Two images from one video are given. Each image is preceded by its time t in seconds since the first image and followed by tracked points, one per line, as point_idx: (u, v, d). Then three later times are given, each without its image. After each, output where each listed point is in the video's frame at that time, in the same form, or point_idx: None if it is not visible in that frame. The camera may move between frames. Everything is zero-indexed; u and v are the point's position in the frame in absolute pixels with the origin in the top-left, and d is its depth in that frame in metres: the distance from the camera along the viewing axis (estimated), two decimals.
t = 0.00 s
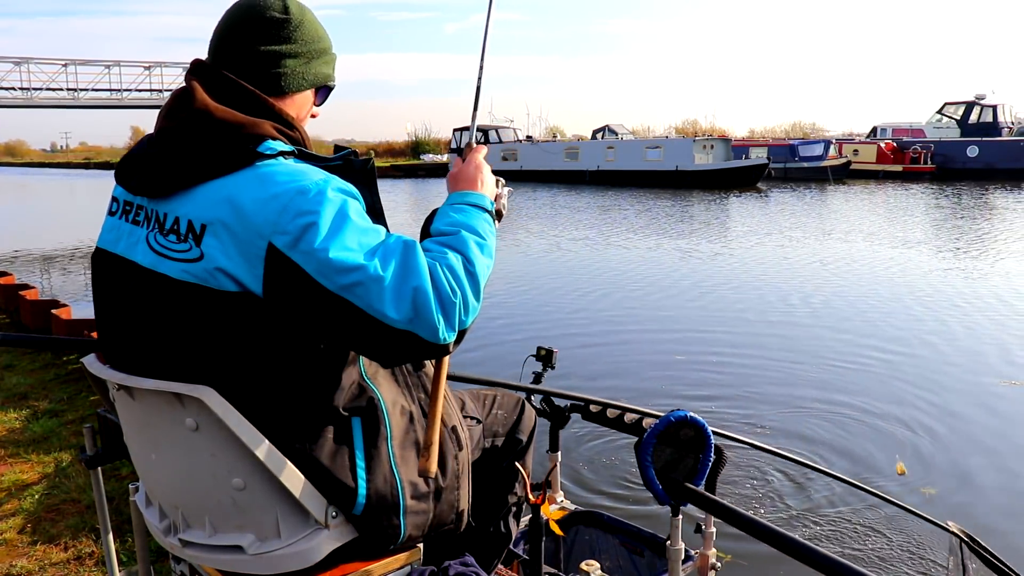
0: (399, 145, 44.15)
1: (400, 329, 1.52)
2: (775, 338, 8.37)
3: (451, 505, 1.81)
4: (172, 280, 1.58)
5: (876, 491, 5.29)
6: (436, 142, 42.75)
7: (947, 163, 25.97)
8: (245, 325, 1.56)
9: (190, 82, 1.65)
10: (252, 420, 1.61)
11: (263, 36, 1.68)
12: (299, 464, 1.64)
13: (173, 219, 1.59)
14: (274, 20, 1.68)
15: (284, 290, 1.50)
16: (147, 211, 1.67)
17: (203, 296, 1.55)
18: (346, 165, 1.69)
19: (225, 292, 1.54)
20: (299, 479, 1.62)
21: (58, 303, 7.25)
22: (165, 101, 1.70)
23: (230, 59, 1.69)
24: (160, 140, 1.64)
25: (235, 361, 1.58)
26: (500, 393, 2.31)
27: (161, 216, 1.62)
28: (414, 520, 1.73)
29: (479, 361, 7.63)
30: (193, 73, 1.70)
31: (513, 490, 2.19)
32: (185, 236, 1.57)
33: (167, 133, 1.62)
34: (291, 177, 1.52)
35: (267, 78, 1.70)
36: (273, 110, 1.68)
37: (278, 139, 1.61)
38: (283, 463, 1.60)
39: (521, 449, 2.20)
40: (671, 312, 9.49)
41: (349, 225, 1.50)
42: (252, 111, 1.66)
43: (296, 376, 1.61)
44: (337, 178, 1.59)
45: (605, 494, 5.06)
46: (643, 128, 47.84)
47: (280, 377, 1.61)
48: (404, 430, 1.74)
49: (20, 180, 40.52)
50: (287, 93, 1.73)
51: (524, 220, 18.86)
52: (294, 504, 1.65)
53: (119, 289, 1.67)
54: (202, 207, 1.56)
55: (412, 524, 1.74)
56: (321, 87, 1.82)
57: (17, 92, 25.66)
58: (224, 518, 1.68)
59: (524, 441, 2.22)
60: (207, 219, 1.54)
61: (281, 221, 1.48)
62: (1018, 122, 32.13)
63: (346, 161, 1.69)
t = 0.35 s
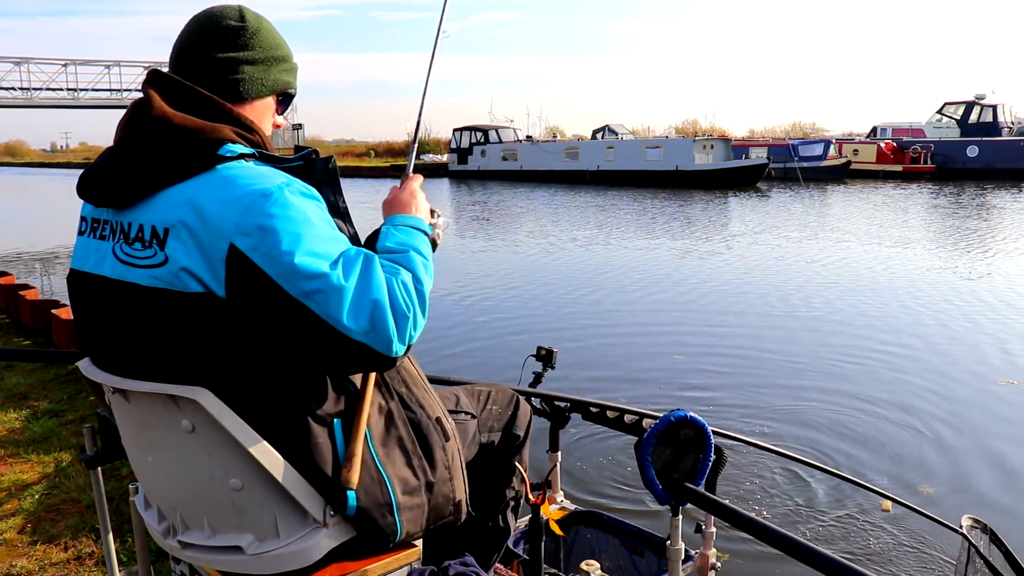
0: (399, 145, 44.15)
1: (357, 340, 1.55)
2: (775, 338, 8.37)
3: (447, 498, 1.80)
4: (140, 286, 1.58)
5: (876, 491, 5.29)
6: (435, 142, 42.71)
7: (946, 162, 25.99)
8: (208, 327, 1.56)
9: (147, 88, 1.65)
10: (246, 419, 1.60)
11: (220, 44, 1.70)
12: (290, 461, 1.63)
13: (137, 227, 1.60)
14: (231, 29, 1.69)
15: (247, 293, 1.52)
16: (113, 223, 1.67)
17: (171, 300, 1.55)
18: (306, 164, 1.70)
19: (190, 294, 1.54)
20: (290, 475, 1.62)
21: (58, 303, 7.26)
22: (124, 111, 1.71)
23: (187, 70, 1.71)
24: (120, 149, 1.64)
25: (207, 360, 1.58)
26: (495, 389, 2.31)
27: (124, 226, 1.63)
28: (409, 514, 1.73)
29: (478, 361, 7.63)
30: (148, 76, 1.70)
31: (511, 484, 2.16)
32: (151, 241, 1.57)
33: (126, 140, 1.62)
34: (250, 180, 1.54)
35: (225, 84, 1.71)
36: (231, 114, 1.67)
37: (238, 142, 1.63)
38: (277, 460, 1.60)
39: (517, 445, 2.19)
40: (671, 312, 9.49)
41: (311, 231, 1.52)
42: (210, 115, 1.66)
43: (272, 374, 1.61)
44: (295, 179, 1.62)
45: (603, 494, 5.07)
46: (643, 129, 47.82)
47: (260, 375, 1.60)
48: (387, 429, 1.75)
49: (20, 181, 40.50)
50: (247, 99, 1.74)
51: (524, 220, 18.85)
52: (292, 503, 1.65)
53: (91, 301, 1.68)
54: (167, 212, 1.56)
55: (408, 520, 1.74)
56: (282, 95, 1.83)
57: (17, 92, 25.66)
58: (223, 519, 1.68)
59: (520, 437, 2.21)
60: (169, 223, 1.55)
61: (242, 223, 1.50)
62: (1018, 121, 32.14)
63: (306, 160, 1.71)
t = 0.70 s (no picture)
0: (399, 145, 44.16)
1: (345, 349, 1.58)
2: (774, 338, 8.37)
3: (446, 491, 1.80)
4: (139, 286, 1.58)
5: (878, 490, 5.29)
6: (435, 142, 42.68)
7: (947, 162, 25.97)
8: (206, 325, 1.56)
9: (139, 89, 1.64)
10: (242, 416, 1.60)
11: (209, 48, 1.70)
12: (288, 458, 1.63)
13: (134, 227, 1.60)
14: (218, 35, 1.71)
15: (246, 291, 1.53)
16: (108, 225, 1.67)
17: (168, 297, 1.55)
18: (301, 167, 1.75)
19: (189, 291, 1.54)
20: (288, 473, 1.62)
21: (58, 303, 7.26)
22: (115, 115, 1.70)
23: (174, 74, 1.71)
24: (111, 150, 1.63)
25: (204, 360, 1.57)
26: (494, 387, 2.31)
27: (121, 227, 1.63)
28: (409, 509, 1.74)
29: (478, 361, 7.62)
30: (135, 81, 1.69)
31: (511, 480, 2.16)
32: (148, 240, 1.57)
33: (120, 141, 1.62)
34: (249, 180, 1.55)
35: (213, 87, 1.70)
36: (224, 117, 1.68)
37: (232, 143, 1.64)
38: (274, 457, 1.60)
39: (517, 442, 2.19)
40: (671, 312, 9.48)
41: (308, 234, 1.55)
42: (200, 117, 1.66)
43: (269, 372, 1.61)
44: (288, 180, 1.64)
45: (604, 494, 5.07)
46: (643, 129, 47.78)
47: (257, 373, 1.60)
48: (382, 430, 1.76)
49: (21, 181, 40.48)
50: (235, 104, 1.74)
51: (524, 219, 18.84)
52: (291, 503, 1.65)
53: (89, 304, 1.68)
54: (165, 211, 1.57)
55: (407, 515, 1.73)
56: (268, 102, 1.83)
57: (18, 92, 25.66)
58: (221, 519, 1.68)
59: (520, 434, 2.21)
60: (168, 221, 1.55)
61: (242, 221, 1.51)
62: (1018, 121, 32.12)
63: (300, 164, 1.76)
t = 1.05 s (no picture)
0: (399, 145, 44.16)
1: (350, 348, 1.60)
2: (774, 338, 8.37)
3: (445, 487, 1.79)
4: (145, 284, 1.57)
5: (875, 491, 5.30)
6: (435, 142, 42.67)
7: (946, 162, 25.97)
8: (212, 323, 1.56)
9: (148, 91, 1.65)
10: (243, 416, 1.60)
11: (218, 49, 1.69)
12: (288, 457, 1.63)
13: (141, 225, 1.60)
14: (228, 36, 1.70)
15: (253, 289, 1.53)
16: (114, 223, 1.67)
17: (174, 296, 1.55)
18: (309, 170, 1.77)
19: (195, 289, 1.54)
20: (289, 472, 1.61)
21: (58, 303, 7.25)
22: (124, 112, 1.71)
23: (181, 72, 1.70)
24: (121, 148, 1.64)
25: (208, 359, 1.57)
26: (493, 385, 2.31)
27: (128, 225, 1.63)
28: (411, 508, 1.74)
29: (477, 361, 7.62)
30: (144, 80, 1.69)
31: (510, 478, 2.17)
32: (155, 239, 1.57)
33: (129, 140, 1.63)
34: (258, 180, 1.55)
35: (219, 88, 1.70)
36: (231, 118, 1.68)
37: (240, 144, 1.64)
38: (277, 458, 1.60)
39: (516, 440, 2.19)
40: (670, 312, 9.48)
41: (315, 234, 1.55)
42: (209, 118, 1.66)
43: (273, 370, 1.61)
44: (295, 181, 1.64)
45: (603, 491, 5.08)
46: (643, 128, 47.73)
47: (261, 373, 1.60)
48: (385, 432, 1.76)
49: (20, 181, 40.45)
50: (243, 105, 1.74)
51: (524, 219, 18.83)
52: (291, 503, 1.65)
53: (95, 302, 1.68)
54: (172, 210, 1.57)
55: (408, 513, 1.73)
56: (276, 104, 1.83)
57: (18, 92, 25.67)
58: (222, 519, 1.68)
59: (519, 432, 2.21)
60: (175, 220, 1.56)
61: (251, 221, 1.52)
62: (1018, 121, 32.13)
63: (308, 166, 1.77)
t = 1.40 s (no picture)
0: (399, 145, 44.19)
1: (347, 354, 1.56)
2: (773, 338, 8.36)
3: (441, 505, 1.79)
4: (149, 282, 1.58)
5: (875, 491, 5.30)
6: (435, 142, 42.67)
7: (947, 162, 25.97)
8: (213, 325, 1.56)
9: (163, 87, 1.67)
10: (243, 417, 1.60)
11: (240, 52, 1.72)
12: (288, 459, 1.63)
13: (147, 224, 1.60)
14: (251, 38, 1.72)
15: (252, 291, 1.52)
16: (123, 220, 1.68)
17: (175, 296, 1.55)
18: (318, 171, 1.75)
19: (196, 289, 1.54)
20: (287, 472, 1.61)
21: (58, 302, 7.25)
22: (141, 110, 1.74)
23: (202, 74, 1.73)
24: (133, 148, 1.66)
25: (210, 359, 1.58)
26: (492, 385, 2.31)
27: (135, 223, 1.64)
28: (408, 517, 1.73)
29: (477, 361, 7.61)
30: (165, 76, 1.72)
31: (509, 477, 2.17)
32: (159, 237, 1.58)
33: (140, 140, 1.65)
34: (262, 183, 1.54)
35: (240, 91, 1.73)
36: (245, 119, 1.69)
37: (251, 145, 1.64)
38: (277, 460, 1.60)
39: (516, 439, 2.19)
40: (669, 311, 9.47)
41: (317, 238, 1.54)
42: (224, 118, 1.67)
43: (273, 374, 1.60)
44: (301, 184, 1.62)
45: (603, 490, 5.08)
46: (643, 128, 47.72)
47: (261, 376, 1.60)
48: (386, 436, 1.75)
49: (20, 181, 40.43)
50: (261, 108, 1.76)
51: (523, 219, 18.82)
52: (292, 503, 1.65)
53: (103, 300, 1.69)
54: (175, 210, 1.57)
55: (403, 526, 1.73)
56: (296, 109, 1.85)
57: (18, 92, 25.65)
58: (222, 519, 1.68)
59: (518, 432, 2.21)
60: (179, 219, 1.56)
61: (251, 223, 1.51)
62: (1018, 121, 32.13)
63: (318, 168, 1.76)
